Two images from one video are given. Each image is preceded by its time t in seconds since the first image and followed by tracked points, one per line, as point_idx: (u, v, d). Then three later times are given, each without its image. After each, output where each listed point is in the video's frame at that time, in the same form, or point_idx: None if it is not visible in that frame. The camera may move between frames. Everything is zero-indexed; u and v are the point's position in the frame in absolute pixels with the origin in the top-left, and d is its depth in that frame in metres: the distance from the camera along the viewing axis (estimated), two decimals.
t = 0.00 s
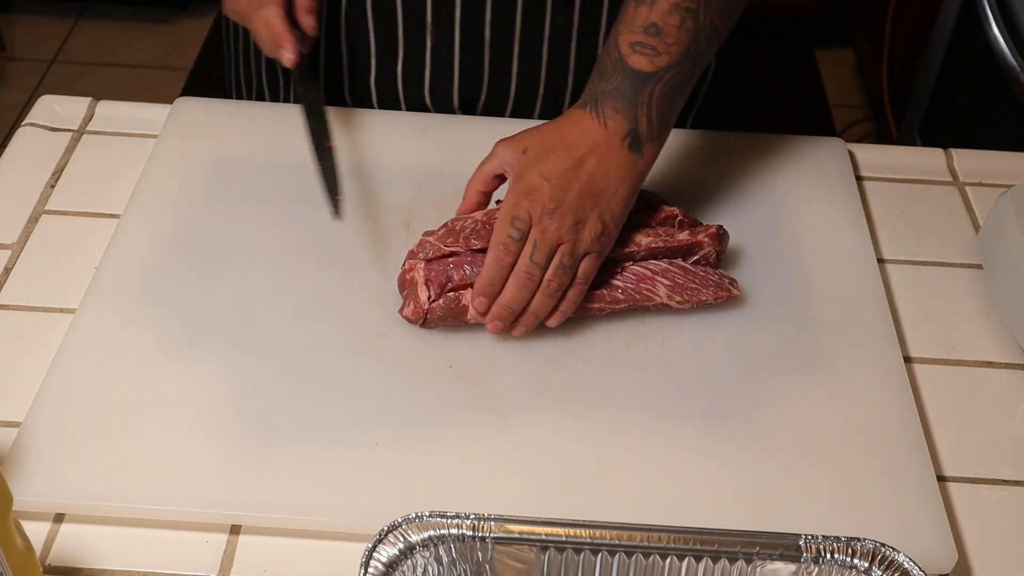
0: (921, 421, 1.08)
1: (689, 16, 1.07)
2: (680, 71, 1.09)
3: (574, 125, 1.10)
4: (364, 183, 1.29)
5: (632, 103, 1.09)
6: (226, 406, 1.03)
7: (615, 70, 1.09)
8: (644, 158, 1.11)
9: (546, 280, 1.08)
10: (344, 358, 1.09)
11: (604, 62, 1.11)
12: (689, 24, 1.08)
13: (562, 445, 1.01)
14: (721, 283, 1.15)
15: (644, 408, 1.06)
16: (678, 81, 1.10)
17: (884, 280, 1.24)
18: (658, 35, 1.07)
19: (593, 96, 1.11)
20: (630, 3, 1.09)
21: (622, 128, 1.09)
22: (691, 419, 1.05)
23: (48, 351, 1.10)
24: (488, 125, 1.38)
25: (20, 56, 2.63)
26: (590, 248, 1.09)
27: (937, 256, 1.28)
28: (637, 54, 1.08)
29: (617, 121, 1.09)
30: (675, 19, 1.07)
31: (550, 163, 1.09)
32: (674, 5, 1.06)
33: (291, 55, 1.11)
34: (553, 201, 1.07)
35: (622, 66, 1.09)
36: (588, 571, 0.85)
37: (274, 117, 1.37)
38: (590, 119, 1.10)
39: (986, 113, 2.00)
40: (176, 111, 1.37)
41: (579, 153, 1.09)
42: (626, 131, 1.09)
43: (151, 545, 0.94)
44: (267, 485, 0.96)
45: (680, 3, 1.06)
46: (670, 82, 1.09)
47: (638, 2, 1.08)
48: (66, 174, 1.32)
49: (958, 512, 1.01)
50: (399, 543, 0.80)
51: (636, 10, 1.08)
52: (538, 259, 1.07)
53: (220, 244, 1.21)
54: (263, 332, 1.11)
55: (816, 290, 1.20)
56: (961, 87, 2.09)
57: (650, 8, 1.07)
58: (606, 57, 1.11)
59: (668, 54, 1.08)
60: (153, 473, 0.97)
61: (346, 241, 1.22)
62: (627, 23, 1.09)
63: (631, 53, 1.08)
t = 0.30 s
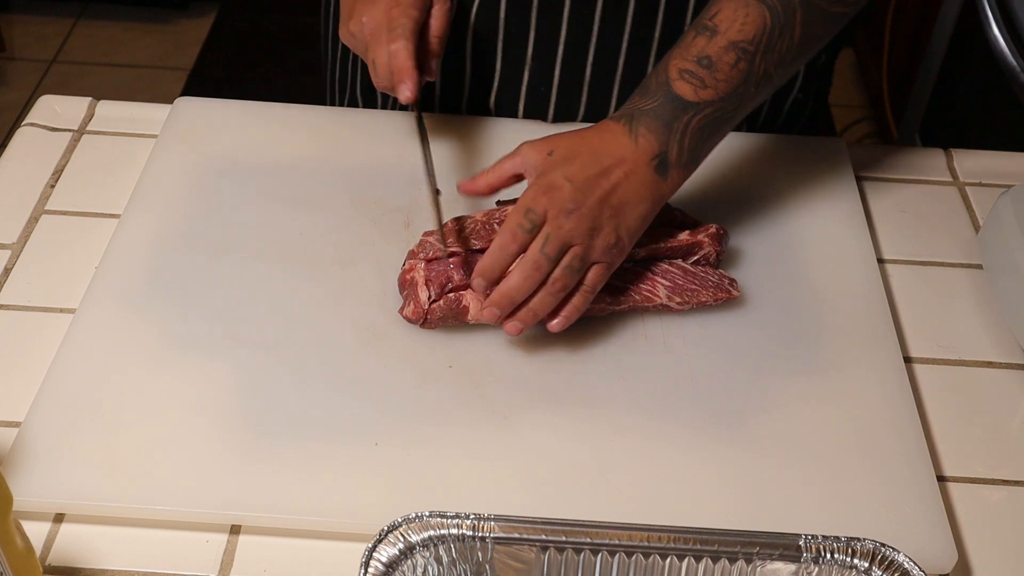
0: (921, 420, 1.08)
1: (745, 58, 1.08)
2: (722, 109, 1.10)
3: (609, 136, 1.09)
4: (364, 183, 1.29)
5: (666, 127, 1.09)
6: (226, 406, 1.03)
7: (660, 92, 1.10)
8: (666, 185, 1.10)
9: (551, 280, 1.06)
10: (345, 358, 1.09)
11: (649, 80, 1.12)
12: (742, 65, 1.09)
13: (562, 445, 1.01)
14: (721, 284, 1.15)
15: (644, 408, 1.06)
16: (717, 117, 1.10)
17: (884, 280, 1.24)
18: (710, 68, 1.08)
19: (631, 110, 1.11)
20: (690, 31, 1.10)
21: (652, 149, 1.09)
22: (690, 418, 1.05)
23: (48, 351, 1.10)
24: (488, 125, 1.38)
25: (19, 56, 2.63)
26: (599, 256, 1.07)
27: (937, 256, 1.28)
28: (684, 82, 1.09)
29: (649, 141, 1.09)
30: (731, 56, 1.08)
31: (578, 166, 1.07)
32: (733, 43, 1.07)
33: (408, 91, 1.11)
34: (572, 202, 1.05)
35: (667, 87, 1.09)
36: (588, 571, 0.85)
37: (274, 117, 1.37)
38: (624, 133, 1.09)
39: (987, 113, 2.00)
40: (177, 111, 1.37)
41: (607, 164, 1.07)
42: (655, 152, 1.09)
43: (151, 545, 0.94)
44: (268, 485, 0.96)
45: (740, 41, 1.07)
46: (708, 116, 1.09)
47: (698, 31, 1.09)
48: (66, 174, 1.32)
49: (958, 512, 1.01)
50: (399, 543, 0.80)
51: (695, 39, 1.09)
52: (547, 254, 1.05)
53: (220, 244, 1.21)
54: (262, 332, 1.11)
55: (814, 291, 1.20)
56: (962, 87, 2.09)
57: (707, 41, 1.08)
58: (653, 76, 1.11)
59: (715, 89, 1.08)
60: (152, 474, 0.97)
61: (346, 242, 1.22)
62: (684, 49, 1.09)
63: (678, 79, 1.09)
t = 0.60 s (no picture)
0: (921, 420, 1.08)
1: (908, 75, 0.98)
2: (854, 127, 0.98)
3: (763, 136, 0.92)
4: (364, 183, 1.29)
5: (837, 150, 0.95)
6: (226, 406, 1.03)
7: (822, 109, 0.95)
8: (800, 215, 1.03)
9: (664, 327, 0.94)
10: (345, 357, 1.09)
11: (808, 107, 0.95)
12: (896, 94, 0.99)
13: (562, 445, 1.01)
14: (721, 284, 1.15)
15: (643, 408, 1.05)
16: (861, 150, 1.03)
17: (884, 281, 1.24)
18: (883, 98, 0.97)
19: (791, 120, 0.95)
20: (849, 44, 0.97)
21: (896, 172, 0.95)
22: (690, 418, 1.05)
23: (48, 351, 1.10)
24: (488, 125, 1.38)
25: (20, 56, 2.63)
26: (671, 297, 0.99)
27: (937, 257, 1.28)
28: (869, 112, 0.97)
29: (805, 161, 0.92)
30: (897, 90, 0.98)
31: (719, 204, 0.92)
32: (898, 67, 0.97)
33: None
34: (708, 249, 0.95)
35: (838, 106, 0.95)
36: (588, 571, 0.85)
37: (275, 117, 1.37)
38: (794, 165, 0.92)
39: (986, 112, 2.00)
40: (177, 111, 1.37)
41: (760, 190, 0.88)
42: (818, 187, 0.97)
43: (151, 545, 0.94)
44: (267, 485, 0.96)
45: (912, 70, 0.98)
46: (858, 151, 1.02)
47: (861, 49, 0.97)
48: (66, 174, 1.32)
49: (959, 512, 1.01)
50: (399, 543, 0.80)
51: (855, 56, 0.97)
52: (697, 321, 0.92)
53: (221, 244, 1.21)
54: (263, 331, 1.11)
55: (815, 291, 1.20)
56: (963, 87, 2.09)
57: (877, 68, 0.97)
58: (808, 84, 0.97)
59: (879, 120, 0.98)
60: (153, 474, 0.97)
61: (346, 242, 1.22)
62: (851, 66, 0.96)
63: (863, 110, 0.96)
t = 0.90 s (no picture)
0: (921, 420, 1.08)
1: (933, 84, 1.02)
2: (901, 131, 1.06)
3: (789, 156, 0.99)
4: (364, 183, 1.29)
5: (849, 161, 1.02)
6: (225, 406, 1.03)
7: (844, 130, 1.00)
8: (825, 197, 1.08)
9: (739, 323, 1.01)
10: (344, 358, 1.09)
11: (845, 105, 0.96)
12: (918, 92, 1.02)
13: (561, 445, 1.01)
14: (721, 285, 1.15)
15: (644, 408, 1.06)
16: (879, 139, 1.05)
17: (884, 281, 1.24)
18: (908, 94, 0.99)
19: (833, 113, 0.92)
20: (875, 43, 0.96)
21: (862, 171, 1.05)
22: (690, 419, 1.05)
23: (48, 351, 1.10)
24: (487, 125, 1.38)
25: (20, 56, 2.63)
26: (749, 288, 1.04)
27: (937, 257, 1.28)
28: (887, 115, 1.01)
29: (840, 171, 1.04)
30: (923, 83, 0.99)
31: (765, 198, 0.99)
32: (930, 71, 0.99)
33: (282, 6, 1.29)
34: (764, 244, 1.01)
35: (861, 104, 0.91)
36: (588, 571, 0.85)
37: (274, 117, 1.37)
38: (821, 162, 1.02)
39: (987, 113, 2.00)
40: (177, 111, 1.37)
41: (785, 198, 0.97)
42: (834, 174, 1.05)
43: (150, 545, 0.94)
44: (267, 485, 0.96)
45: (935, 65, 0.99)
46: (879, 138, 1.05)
47: (892, 49, 0.96)
48: (66, 174, 1.32)
49: (959, 512, 1.01)
50: (399, 543, 0.80)
51: (878, 55, 0.95)
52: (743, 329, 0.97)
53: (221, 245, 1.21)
54: (263, 331, 1.11)
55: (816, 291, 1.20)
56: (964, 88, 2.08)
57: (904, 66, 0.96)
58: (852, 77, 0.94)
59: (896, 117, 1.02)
60: (152, 474, 0.97)
61: (345, 242, 1.22)
62: (876, 65, 0.95)
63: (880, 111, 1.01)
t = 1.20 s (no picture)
0: (921, 420, 1.08)
1: (757, 54, 1.03)
2: (730, 103, 1.05)
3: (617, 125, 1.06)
4: (364, 183, 1.29)
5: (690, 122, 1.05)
6: (226, 406, 1.03)
7: (671, 96, 1.05)
8: (668, 175, 1.07)
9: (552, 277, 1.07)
10: (344, 358, 1.09)
11: (658, 72, 1.07)
12: (752, 63, 1.03)
13: (561, 445, 1.01)
14: (721, 286, 1.15)
15: (643, 407, 1.06)
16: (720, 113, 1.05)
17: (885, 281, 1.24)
18: (718, 61, 1.03)
19: (636, 99, 1.07)
20: (708, 22, 1.05)
21: (655, 137, 1.05)
22: (691, 419, 1.05)
23: (48, 350, 1.10)
24: (487, 125, 1.38)
25: (20, 56, 2.63)
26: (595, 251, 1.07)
27: (937, 256, 1.28)
28: (693, 74, 1.04)
29: (652, 131, 1.05)
30: (740, 51, 1.03)
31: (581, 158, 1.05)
32: (745, 38, 1.02)
33: (389, 83, 1.08)
34: (569, 199, 1.04)
35: (669, 87, 1.05)
36: (588, 571, 0.85)
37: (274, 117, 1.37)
38: (626, 125, 1.06)
39: (987, 113, 2.00)
40: (177, 111, 1.37)
41: (607, 153, 1.05)
42: (658, 142, 1.05)
43: (150, 545, 0.94)
44: (268, 485, 0.96)
45: (751, 36, 1.02)
46: (714, 110, 1.05)
47: (710, 24, 1.04)
48: (66, 174, 1.32)
49: (959, 512, 1.01)
50: (399, 543, 0.80)
51: (711, 31, 1.03)
52: (545, 253, 1.05)
53: (221, 245, 1.21)
54: (263, 331, 1.11)
55: (815, 292, 1.20)
56: (965, 88, 2.08)
57: (719, 34, 1.03)
58: (662, 66, 1.07)
59: (722, 85, 1.04)
60: (152, 474, 0.97)
61: (345, 242, 1.22)
62: (701, 40, 1.04)
63: (687, 71, 1.04)
